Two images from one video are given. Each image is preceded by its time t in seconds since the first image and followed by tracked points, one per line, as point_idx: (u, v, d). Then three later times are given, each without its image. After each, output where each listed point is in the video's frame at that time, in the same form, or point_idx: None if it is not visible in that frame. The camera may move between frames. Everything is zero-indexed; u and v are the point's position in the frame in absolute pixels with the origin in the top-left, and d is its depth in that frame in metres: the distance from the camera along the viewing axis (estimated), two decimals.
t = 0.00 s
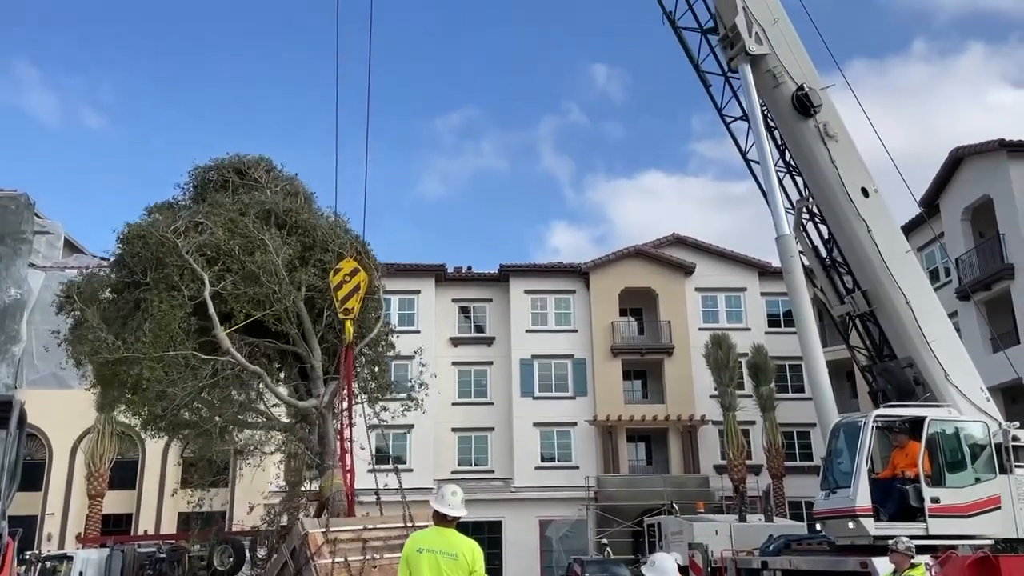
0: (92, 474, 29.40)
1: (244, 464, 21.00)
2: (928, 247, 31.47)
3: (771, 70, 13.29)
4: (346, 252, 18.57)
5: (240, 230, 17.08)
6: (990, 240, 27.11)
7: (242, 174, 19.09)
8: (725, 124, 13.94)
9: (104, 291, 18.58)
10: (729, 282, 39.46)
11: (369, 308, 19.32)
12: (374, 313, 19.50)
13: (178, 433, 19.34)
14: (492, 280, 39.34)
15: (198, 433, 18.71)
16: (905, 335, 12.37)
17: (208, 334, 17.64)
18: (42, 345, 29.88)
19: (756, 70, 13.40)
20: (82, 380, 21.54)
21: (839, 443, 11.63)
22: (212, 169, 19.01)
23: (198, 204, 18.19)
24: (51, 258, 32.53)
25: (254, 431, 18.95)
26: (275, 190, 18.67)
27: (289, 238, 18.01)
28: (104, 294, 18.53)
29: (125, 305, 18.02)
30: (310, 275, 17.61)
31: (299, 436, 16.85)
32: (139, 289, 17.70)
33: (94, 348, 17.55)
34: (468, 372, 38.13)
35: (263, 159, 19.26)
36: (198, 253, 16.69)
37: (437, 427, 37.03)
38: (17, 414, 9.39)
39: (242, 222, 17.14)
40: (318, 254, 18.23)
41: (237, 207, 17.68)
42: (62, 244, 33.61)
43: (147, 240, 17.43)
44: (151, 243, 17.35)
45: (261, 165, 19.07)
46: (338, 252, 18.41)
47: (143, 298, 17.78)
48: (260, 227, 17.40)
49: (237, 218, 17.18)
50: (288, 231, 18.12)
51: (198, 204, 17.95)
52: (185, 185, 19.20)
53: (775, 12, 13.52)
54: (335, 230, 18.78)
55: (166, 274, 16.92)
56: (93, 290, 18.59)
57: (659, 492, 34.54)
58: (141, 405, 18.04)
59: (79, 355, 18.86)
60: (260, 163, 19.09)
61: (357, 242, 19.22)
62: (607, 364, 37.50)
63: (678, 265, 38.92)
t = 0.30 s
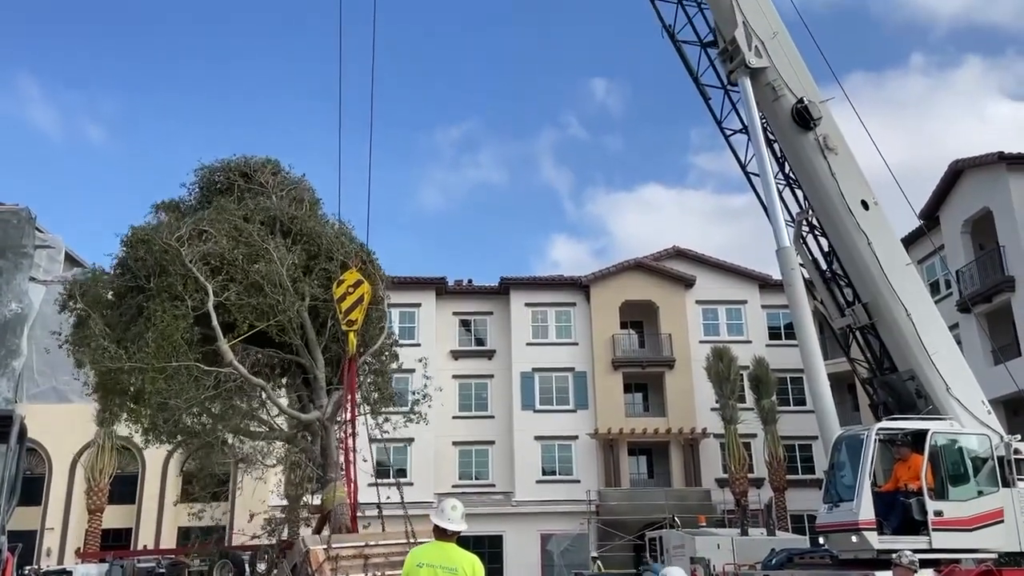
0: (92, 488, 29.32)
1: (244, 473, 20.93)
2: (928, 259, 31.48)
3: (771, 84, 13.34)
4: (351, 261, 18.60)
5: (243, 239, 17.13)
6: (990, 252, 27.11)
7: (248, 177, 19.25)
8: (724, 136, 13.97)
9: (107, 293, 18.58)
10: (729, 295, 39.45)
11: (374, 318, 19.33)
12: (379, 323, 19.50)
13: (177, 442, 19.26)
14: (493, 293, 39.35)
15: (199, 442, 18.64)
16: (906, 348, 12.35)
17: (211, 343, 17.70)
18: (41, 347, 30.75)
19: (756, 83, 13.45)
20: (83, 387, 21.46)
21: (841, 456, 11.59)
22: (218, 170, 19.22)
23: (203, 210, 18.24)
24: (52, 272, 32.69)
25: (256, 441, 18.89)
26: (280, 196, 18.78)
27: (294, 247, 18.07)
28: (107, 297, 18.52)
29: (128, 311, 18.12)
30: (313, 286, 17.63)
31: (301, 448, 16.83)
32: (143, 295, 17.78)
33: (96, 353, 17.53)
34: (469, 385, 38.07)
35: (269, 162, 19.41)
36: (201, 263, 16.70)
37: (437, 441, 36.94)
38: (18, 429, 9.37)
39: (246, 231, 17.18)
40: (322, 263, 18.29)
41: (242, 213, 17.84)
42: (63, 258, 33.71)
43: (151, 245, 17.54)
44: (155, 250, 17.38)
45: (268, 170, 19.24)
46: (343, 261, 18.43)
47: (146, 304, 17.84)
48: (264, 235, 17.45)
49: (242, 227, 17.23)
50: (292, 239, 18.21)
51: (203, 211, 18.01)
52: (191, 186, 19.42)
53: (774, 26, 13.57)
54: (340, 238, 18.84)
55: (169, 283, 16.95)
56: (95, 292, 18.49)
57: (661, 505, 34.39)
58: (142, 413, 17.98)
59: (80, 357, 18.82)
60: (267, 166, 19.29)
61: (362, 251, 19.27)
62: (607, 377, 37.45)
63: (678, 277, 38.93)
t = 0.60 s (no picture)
0: (92, 503, 29.23)
1: (244, 483, 20.83)
2: (929, 271, 31.47)
3: (771, 96, 13.39)
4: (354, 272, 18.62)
5: (247, 250, 17.05)
6: (991, 265, 27.10)
7: (250, 185, 19.23)
8: (724, 149, 14.01)
9: (108, 300, 18.56)
10: (730, 307, 39.43)
11: (376, 330, 19.38)
12: (381, 335, 19.49)
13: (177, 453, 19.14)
14: (494, 306, 39.34)
15: (199, 453, 18.55)
16: (907, 360, 12.33)
17: (213, 354, 17.68)
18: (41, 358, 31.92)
19: (755, 96, 13.50)
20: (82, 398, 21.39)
21: (843, 469, 11.56)
22: (220, 179, 19.19)
23: (206, 220, 18.20)
24: (54, 286, 32.83)
25: (257, 453, 18.81)
26: (283, 206, 18.76)
27: (297, 258, 18.08)
28: (108, 305, 18.44)
29: (129, 320, 18.06)
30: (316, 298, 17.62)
31: (303, 460, 16.82)
32: (144, 304, 17.73)
33: (97, 363, 17.45)
34: (470, 398, 38.01)
35: (272, 170, 19.39)
36: (204, 274, 16.61)
37: (438, 455, 36.85)
38: (18, 443, 9.34)
39: (250, 242, 17.11)
40: (326, 274, 18.30)
41: (245, 222, 17.85)
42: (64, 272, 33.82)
43: (153, 254, 17.48)
44: (157, 260, 17.29)
45: (271, 178, 19.19)
46: (347, 272, 18.44)
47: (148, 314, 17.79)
48: (268, 246, 17.42)
49: (245, 238, 17.16)
50: (295, 250, 18.22)
51: (206, 221, 17.94)
52: (193, 194, 19.42)
53: (774, 39, 13.64)
54: (343, 249, 18.84)
55: (172, 294, 16.88)
56: (98, 300, 18.52)
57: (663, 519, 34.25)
58: (142, 423, 17.88)
59: (81, 366, 18.73)
60: (269, 174, 19.28)
61: (365, 262, 19.29)
62: (608, 390, 37.39)
63: (679, 290, 38.92)
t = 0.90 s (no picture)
0: (91, 517, 29.14)
1: (244, 498, 20.78)
2: (929, 284, 31.48)
3: (771, 110, 13.44)
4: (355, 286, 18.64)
5: (250, 263, 17.06)
6: (992, 278, 27.12)
7: (252, 200, 19.29)
8: (724, 162, 14.05)
9: (109, 315, 18.52)
10: (731, 320, 39.42)
11: (377, 344, 19.41)
12: (382, 349, 19.51)
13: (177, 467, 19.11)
14: (494, 319, 39.32)
15: (200, 467, 18.50)
16: (908, 373, 12.32)
17: (214, 368, 17.66)
18: (41, 373, 32.11)
19: (756, 109, 13.55)
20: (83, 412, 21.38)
21: (846, 482, 11.53)
22: (222, 194, 19.27)
23: (208, 234, 18.24)
24: (55, 301, 32.79)
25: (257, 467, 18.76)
26: (285, 221, 18.80)
27: (299, 272, 18.10)
28: (109, 320, 18.42)
29: (130, 335, 18.05)
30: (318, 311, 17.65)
31: (304, 474, 16.76)
32: (146, 318, 17.73)
33: (98, 376, 17.43)
34: (470, 411, 37.94)
35: (273, 186, 19.45)
36: (207, 287, 16.60)
37: (439, 469, 36.74)
38: (18, 458, 9.32)
39: (252, 255, 17.13)
40: (327, 288, 18.32)
41: (248, 236, 17.90)
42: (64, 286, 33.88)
43: (156, 268, 17.48)
44: (160, 273, 17.28)
45: (273, 194, 19.25)
46: (348, 286, 18.46)
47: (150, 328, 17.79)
48: (270, 259, 17.44)
49: (248, 251, 17.18)
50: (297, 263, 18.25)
51: (208, 234, 17.98)
52: (195, 209, 19.46)
53: (774, 53, 13.72)
54: (345, 263, 18.89)
55: (174, 307, 16.88)
56: (98, 315, 18.48)
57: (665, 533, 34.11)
58: (143, 438, 17.84)
59: (82, 380, 18.69)
60: (271, 190, 19.33)
61: (366, 276, 19.32)
62: (609, 403, 37.32)
63: (680, 302, 38.91)
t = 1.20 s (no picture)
0: (91, 534, 29.07)
1: (244, 517, 20.72)
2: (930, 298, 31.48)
3: (770, 124, 13.49)
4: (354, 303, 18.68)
5: (248, 282, 17.14)
6: (992, 291, 27.12)
7: (252, 222, 19.41)
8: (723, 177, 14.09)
9: (109, 337, 18.49)
10: (731, 334, 39.40)
11: (377, 361, 19.43)
12: (381, 366, 19.50)
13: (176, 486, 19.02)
14: (495, 334, 39.32)
15: (199, 486, 18.42)
16: (909, 387, 12.30)
17: (214, 387, 17.68)
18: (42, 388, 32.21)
19: (755, 124, 13.60)
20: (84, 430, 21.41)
21: (849, 498, 11.49)
22: (222, 217, 19.40)
23: (208, 255, 18.34)
24: (56, 317, 32.77)
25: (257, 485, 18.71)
26: (285, 240, 18.87)
27: (298, 290, 18.15)
28: (109, 341, 18.48)
29: (131, 355, 18.10)
30: (316, 328, 17.69)
31: (303, 492, 16.68)
32: (145, 338, 17.78)
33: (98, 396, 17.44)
34: (471, 426, 37.86)
35: (273, 208, 19.56)
36: (205, 306, 16.71)
37: (440, 484, 36.62)
38: (18, 475, 9.31)
39: (250, 274, 17.20)
40: (326, 305, 18.38)
41: (247, 256, 17.99)
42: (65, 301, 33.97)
43: (155, 289, 17.58)
44: (159, 294, 17.37)
45: (272, 215, 19.33)
46: (347, 303, 18.49)
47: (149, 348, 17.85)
48: (268, 277, 17.52)
49: (246, 270, 17.26)
50: (296, 282, 18.32)
51: (208, 255, 18.10)
52: (195, 232, 19.57)
53: (774, 69, 13.79)
54: (344, 281, 18.95)
55: (173, 327, 16.95)
56: (98, 335, 18.43)
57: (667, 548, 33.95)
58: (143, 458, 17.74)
59: (83, 402, 18.69)
60: (270, 211, 19.43)
61: (365, 293, 19.36)
62: (610, 418, 37.24)
63: (681, 316, 38.90)
